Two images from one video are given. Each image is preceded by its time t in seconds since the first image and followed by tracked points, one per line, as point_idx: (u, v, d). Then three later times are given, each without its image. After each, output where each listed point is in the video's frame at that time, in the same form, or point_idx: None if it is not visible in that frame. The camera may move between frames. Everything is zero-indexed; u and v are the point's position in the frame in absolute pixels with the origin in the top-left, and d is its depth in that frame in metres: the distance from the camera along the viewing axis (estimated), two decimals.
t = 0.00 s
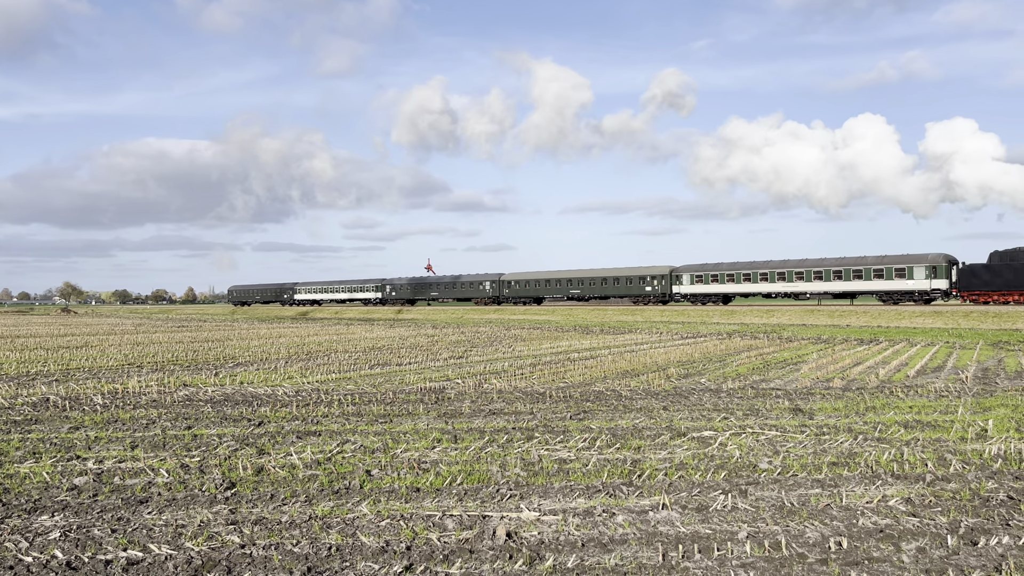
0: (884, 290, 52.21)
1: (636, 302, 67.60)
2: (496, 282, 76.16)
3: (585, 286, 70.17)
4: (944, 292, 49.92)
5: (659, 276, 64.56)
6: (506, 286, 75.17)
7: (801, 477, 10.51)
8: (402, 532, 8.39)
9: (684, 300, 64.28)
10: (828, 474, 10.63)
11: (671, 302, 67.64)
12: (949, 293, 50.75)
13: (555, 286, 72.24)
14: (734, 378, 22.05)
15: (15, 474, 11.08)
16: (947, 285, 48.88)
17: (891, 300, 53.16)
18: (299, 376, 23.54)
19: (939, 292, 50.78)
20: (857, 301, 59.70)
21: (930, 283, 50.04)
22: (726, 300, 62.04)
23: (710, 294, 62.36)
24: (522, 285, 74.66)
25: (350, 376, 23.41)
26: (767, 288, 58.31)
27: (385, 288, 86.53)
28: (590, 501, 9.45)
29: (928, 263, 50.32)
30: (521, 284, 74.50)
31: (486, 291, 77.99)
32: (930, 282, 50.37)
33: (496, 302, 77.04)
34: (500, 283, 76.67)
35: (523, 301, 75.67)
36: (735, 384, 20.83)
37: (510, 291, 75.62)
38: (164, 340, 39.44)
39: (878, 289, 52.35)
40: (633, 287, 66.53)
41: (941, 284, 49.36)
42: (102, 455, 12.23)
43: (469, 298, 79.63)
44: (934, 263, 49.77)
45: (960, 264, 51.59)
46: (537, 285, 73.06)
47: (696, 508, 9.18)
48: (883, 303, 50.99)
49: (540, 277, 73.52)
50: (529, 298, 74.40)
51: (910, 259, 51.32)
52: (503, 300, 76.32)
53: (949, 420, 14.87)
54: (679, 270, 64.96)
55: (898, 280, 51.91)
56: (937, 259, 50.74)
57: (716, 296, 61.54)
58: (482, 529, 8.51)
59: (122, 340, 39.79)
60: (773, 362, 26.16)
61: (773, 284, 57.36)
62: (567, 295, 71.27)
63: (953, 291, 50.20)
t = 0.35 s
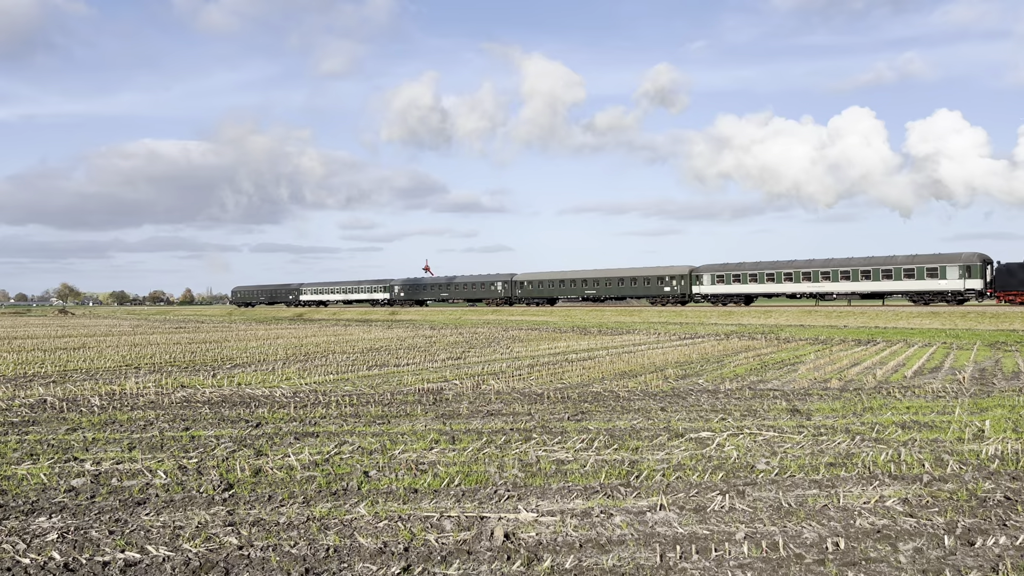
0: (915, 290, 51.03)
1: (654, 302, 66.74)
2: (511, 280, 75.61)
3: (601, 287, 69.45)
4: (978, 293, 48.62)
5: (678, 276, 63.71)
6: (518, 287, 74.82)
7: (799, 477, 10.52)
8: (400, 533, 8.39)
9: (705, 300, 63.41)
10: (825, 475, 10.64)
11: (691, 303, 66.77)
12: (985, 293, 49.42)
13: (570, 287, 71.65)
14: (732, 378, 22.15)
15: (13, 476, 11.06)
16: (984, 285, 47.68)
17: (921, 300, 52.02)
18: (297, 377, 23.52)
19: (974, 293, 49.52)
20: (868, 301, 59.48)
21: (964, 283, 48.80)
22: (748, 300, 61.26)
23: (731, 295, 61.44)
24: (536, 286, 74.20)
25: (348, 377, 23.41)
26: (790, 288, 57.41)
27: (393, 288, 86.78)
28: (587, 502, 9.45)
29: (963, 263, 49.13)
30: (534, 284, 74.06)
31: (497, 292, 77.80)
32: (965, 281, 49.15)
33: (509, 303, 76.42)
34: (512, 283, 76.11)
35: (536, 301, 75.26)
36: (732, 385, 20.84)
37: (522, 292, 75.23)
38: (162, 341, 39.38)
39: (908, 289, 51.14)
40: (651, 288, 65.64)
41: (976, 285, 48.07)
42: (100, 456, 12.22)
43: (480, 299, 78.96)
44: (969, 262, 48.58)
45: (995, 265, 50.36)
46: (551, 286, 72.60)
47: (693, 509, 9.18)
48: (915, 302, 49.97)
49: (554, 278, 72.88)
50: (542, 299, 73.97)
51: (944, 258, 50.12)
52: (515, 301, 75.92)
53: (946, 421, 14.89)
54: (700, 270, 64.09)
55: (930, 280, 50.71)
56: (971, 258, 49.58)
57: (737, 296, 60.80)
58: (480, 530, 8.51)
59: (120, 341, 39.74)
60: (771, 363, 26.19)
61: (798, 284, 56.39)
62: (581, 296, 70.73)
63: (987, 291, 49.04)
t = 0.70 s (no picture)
0: (948, 290, 50.17)
1: (674, 303, 65.95)
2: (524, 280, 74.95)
3: (619, 288, 68.67)
4: (1014, 293, 47.64)
5: (699, 276, 63.06)
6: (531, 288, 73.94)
7: (796, 479, 10.52)
8: (398, 534, 8.40)
9: (727, 300, 62.57)
10: (823, 476, 10.64)
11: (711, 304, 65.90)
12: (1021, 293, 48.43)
13: (586, 287, 70.81)
14: (730, 379, 22.18)
15: (9, 478, 11.03)
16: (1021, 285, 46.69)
17: (955, 301, 50.97)
18: (294, 379, 23.47)
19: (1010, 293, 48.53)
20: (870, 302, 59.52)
21: (1001, 283, 47.77)
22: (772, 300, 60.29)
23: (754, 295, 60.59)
24: (550, 286, 73.45)
25: (346, 379, 23.36)
26: (817, 288, 56.64)
27: (402, 290, 86.69)
28: (586, 503, 9.46)
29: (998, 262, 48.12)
30: (548, 286, 73.18)
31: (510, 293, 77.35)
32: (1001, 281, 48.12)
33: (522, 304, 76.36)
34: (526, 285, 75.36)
35: (549, 302, 74.58)
36: (730, 386, 20.82)
37: (535, 292, 74.59)
38: (159, 343, 39.29)
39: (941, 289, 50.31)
40: (671, 288, 64.99)
41: (1011, 285, 47.14)
42: (97, 458, 12.19)
43: (492, 301, 78.20)
44: (1006, 262, 47.57)
45: None
46: (566, 287, 71.69)
47: (691, 510, 9.18)
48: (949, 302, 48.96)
49: (569, 278, 72.11)
50: (557, 300, 73.11)
51: (979, 257, 49.07)
52: (528, 301, 75.15)
53: (944, 422, 14.91)
54: (722, 271, 63.32)
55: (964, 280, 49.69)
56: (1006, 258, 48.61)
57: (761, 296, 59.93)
58: (478, 531, 8.52)
59: (117, 343, 39.63)
60: (769, 364, 26.22)
61: (824, 284, 55.55)
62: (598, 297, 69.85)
63: None
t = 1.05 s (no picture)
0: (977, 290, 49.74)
1: (695, 303, 64.89)
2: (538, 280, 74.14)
3: (637, 288, 67.69)
4: None
5: (722, 276, 62.05)
6: (547, 288, 72.84)
7: (795, 480, 10.52)
8: (396, 536, 8.40)
9: (751, 301, 61.32)
10: (821, 477, 10.64)
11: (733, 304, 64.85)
12: None
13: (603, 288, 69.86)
14: (729, 380, 22.27)
15: (10, 479, 11.06)
16: None
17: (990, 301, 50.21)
18: (294, 380, 23.54)
19: None
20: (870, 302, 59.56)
21: None
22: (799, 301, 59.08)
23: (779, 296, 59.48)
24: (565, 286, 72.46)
25: (345, 380, 23.44)
26: (845, 288, 55.61)
27: (412, 291, 86.43)
28: (584, 504, 9.46)
29: None
30: (563, 287, 72.25)
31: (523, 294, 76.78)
32: None
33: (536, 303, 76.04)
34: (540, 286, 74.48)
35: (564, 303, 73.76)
36: (729, 387, 20.91)
37: (550, 292, 73.69)
38: (158, 344, 39.38)
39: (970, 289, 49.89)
40: (692, 288, 63.85)
41: None
42: (97, 459, 12.21)
43: (504, 302, 77.38)
44: None
45: None
46: (582, 287, 70.73)
47: (690, 511, 9.18)
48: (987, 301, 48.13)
49: (585, 278, 71.22)
50: (573, 300, 72.16)
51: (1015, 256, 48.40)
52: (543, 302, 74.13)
53: (942, 422, 14.98)
54: (745, 271, 62.26)
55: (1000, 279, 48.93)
56: None
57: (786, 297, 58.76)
58: (477, 532, 8.51)
59: (116, 345, 39.74)
60: (768, 365, 26.36)
61: (853, 284, 54.67)
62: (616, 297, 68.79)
63: None
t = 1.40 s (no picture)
0: (999, 292, 49.23)
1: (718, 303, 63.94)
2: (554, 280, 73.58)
3: (657, 287, 66.84)
4: None
5: (746, 276, 61.11)
6: (563, 288, 72.34)
7: (794, 480, 10.53)
8: (396, 536, 8.40)
9: (775, 301, 60.29)
10: (821, 477, 10.66)
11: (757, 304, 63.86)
12: None
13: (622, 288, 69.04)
14: (729, 380, 22.33)
15: (10, 480, 11.06)
16: None
17: None
18: (294, 380, 23.62)
19: None
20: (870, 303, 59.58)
21: None
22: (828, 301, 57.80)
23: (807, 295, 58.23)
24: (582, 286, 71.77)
25: (345, 380, 23.52)
26: (875, 288, 54.43)
27: (423, 292, 86.40)
28: (584, 504, 9.46)
29: None
30: (580, 287, 71.58)
31: (539, 294, 76.38)
32: None
33: (551, 304, 75.79)
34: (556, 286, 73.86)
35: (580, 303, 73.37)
36: (729, 387, 20.99)
37: (567, 292, 73.11)
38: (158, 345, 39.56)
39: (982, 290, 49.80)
40: (715, 288, 62.87)
41: None
42: (96, 460, 12.21)
43: (518, 302, 76.79)
44: None
45: None
46: (600, 287, 69.98)
47: (689, 511, 9.19)
48: None
49: (603, 278, 70.49)
50: (590, 301, 71.36)
51: None
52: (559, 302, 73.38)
53: (941, 422, 15.02)
54: (770, 271, 61.17)
55: None
56: None
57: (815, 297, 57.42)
58: (477, 533, 8.52)
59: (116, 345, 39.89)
60: (767, 365, 26.46)
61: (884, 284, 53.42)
62: (635, 296, 67.94)
63: None
